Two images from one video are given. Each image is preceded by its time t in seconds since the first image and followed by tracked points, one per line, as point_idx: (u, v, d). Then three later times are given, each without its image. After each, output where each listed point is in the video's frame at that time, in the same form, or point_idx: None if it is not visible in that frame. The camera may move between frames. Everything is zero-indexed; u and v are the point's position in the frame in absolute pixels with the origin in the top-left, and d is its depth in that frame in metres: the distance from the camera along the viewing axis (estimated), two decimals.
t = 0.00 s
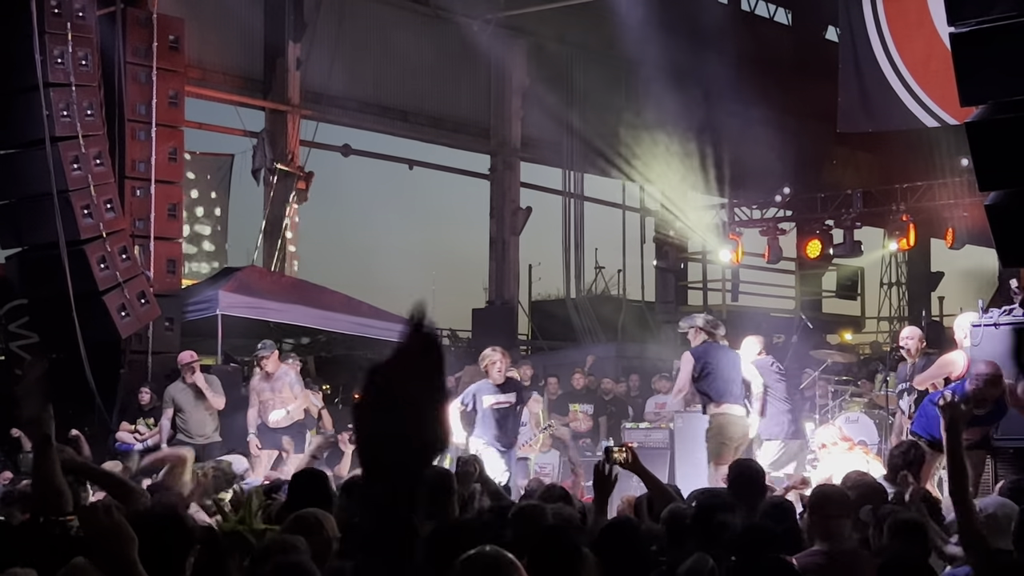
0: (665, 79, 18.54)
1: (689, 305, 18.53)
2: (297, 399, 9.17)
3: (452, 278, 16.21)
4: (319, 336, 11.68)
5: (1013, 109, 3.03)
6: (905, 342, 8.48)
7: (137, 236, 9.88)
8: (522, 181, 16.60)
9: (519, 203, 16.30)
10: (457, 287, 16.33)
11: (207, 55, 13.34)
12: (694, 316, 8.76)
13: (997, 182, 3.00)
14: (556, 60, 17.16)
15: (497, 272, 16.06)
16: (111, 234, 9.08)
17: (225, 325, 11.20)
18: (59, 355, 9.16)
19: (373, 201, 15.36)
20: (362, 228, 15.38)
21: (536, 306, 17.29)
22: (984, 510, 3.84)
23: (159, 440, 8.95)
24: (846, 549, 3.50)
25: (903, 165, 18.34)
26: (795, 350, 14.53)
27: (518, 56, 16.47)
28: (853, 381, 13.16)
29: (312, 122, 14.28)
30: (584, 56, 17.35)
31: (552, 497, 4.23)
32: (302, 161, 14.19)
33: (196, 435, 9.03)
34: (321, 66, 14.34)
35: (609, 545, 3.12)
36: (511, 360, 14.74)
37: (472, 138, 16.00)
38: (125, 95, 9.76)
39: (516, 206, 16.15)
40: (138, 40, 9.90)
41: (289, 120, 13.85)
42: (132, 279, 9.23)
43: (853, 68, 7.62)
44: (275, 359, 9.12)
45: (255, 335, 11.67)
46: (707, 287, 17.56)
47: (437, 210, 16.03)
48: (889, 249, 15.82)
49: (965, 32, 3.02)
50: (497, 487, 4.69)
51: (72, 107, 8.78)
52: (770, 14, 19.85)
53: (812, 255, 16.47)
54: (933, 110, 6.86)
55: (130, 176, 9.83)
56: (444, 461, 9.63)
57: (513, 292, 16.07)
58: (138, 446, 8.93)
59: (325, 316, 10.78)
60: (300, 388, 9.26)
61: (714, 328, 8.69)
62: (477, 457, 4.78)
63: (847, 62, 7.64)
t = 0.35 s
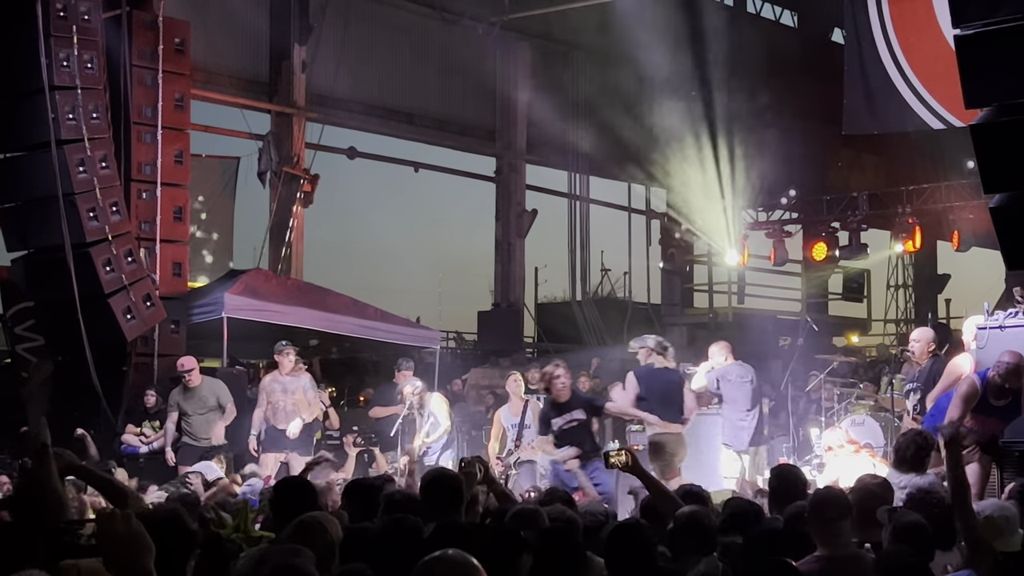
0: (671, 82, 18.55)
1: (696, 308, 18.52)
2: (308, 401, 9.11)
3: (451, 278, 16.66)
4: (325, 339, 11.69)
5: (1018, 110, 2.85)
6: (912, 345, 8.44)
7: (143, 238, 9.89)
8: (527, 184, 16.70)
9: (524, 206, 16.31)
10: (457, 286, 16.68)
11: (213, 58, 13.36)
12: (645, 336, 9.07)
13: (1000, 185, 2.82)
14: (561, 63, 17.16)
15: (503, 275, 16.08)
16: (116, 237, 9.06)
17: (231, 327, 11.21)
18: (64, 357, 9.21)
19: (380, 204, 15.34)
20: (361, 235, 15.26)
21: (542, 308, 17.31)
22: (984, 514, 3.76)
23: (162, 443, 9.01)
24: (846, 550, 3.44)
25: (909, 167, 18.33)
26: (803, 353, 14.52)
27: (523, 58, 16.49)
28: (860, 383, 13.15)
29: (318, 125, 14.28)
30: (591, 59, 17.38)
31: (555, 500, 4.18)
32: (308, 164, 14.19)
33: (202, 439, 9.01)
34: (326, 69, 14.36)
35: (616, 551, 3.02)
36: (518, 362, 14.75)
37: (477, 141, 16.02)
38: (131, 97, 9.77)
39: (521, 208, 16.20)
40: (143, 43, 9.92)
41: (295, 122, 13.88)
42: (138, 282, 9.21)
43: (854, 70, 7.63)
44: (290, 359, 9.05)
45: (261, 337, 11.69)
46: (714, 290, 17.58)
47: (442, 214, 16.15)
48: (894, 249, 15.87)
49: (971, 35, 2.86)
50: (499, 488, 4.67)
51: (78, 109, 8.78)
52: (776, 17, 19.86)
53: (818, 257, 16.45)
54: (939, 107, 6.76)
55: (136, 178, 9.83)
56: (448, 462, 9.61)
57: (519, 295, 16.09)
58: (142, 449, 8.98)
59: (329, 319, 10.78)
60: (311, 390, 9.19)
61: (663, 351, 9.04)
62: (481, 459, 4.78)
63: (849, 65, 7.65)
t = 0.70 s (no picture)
0: (681, 87, 18.52)
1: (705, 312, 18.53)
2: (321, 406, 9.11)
3: (460, 283, 16.56)
4: (334, 344, 11.72)
5: None
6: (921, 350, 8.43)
7: (154, 243, 9.86)
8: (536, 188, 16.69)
9: (534, 210, 16.33)
10: (465, 291, 16.60)
11: (224, 63, 13.38)
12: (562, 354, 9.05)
13: (1012, 189, 2.64)
14: (570, 68, 17.14)
15: (512, 279, 16.12)
16: (126, 242, 9.06)
17: (241, 331, 11.24)
18: (76, 362, 9.22)
19: (390, 207, 15.38)
20: (363, 237, 15.14)
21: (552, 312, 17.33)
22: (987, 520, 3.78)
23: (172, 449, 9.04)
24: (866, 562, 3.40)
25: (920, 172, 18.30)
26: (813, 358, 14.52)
27: (532, 63, 16.50)
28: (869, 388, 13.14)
29: (328, 130, 14.29)
30: (600, 64, 17.37)
31: (569, 506, 4.18)
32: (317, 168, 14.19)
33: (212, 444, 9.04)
34: (336, 74, 14.37)
35: (632, 555, 3.05)
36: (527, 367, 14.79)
37: (488, 146, 16.01)
38: (141, 102, 9.70)
39: (531, 213, 16.17)
40: (154, 48, 9.89)
41: (304, 127, 13.89)
42: (148, 287, 9.22)
43: (866, 76, 7.58)
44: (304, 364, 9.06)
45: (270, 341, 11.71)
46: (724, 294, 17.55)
47: (453, 218, 16.16)
48: (905, 255, 15.79)
49: (983, 38, 2.65)
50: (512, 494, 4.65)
51: (88, 115, 8.78)
52: (785, 21, 19.83)
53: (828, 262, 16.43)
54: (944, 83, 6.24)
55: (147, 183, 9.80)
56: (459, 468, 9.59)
57: (528, 299, 16.13)
58: (152, 453, 9.00)
59: (339, 324, 10.81)
60: (325, 396, 9.20)
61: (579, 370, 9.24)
62: (490, 462, 4.78)
63: (860, 71, 7.62)
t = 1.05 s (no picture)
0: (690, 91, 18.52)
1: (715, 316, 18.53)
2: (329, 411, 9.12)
3: (471, 289, 16.32)
4: (343, 349, 11.73)
5: None
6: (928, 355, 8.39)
7: (163, 248, 9.88)
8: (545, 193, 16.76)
9: (543, 215, 16.33)
10: (475, 299, 16.34)
11: (233, 68, 13.41)
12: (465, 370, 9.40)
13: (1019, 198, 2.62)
14: (578, 73, 17.14)
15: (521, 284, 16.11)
16: (135, 247, 9.07)
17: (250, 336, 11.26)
18: (86, 366, 9.25)
19: (400, 213, 15.44)
20: (370, 241, 15.11)
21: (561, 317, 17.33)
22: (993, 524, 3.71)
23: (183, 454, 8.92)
24: (873, 564, 3.35)
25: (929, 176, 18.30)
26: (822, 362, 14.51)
27: (541, 68, 16.52)
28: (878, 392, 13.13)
29: (337, 135, 14.39)
30: (608, 68, 17.38)
31: (583, 512, 4.10)
32: (327, 173, 14.31)
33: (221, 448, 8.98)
34: (345, 79, 14.40)
35: (636, 562, 3.05)
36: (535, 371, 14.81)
37: (497, 150, 16.02)
38: (151, 108, 9.77)
39: (540, 217, 16.24)
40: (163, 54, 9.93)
41: (314, 132, 13.90)
42: (157, 292, 9.22)
43: (876, 82, 7.57)
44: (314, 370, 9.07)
45: (279, 346, 11.73)
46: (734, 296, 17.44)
47: (462, 224, 16.15)
48: (916, 259, 15.75)
49: (989, 42, 2.92)
50: (520, 499, 4.63)
51: (97, 120, 8.80)
52: (794, 25, 19.82)
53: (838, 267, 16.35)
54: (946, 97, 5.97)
55: (156, 188, 9.84)
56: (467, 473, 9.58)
57: (537, 303, 16.11)
58: (162, 458, 8.90)
59: (348, 328, 10.80)
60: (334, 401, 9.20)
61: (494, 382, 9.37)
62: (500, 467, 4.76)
63: (868, 76, 7.60)
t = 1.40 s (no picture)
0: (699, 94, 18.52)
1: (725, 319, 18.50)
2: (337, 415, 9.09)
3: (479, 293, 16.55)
4: (352, 352, 11.72)
5: None
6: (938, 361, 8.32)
7: (172, 252, 9.92)
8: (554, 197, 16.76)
9: (552, 219, 16.32)
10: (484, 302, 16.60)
11: (242, 72, 13.44)
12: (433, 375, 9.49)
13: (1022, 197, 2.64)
14: (587, 77, 17.13)
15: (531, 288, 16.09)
16: (145, 251, 9.08)
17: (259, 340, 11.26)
18: (96, 371, 9.27)
19: (407, 219, 15.49)
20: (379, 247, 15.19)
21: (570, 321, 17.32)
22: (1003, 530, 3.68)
23: (192, 458, 8.83)
24: (879, 567, 3.26)
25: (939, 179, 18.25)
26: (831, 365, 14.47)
27: (550, 72, 16.51)
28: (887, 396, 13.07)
29: (346, 139, 14.41)
30: (617, 72, 17.37)
31: (591, 516, 4.07)
32: (336, 177, 14.31)
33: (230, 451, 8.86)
34: (354, 84, 14.43)
35: (637, 566, 3.05)
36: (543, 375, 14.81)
37: (506, 154, 16.01)
38: (161, 111, 9.81)
39: (549, 222, 16.23)
40: (172, 58, 9.96)
41: (323, 136, 13.92)
42: (167, 296, 9.21)
43: (885, 84, 7.54)
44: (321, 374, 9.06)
45: (288, 350, 11.73)
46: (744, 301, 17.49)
47: (470, 230, 16.18)
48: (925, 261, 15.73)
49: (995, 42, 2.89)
50: (528, 504, 4.62)
51: (106, 125, 8.82)
52: (803, 29, 19.80)
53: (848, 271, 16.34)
54: (930, 102, 6.07)
55: (166, 193, 9.87)
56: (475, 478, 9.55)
57: (546, 307, 16.09)
58: (171, 462, 8.82)
59: (357, 333, 10.76)
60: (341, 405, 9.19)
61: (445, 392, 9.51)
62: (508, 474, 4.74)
63: (877, 79, 7.59)
